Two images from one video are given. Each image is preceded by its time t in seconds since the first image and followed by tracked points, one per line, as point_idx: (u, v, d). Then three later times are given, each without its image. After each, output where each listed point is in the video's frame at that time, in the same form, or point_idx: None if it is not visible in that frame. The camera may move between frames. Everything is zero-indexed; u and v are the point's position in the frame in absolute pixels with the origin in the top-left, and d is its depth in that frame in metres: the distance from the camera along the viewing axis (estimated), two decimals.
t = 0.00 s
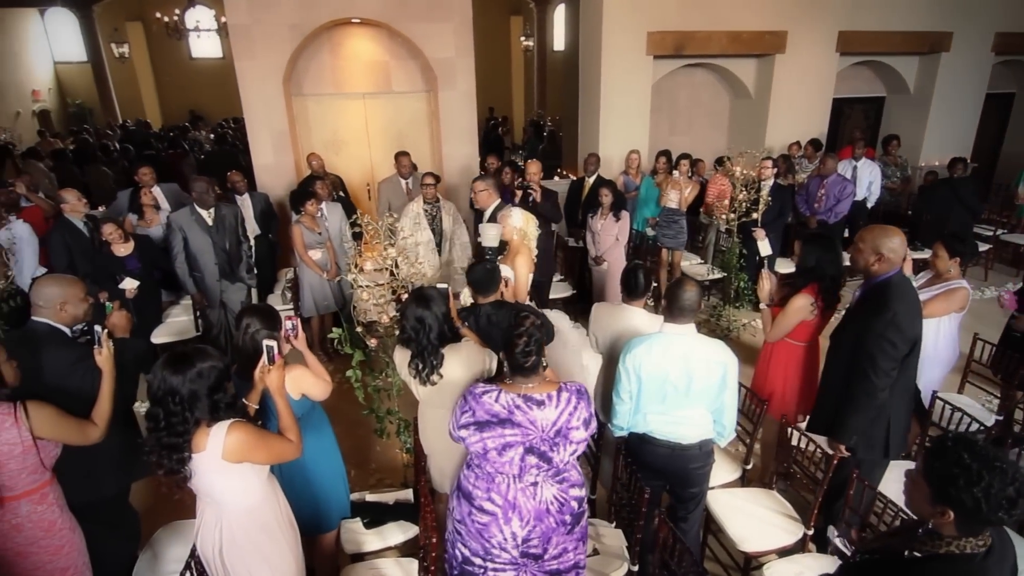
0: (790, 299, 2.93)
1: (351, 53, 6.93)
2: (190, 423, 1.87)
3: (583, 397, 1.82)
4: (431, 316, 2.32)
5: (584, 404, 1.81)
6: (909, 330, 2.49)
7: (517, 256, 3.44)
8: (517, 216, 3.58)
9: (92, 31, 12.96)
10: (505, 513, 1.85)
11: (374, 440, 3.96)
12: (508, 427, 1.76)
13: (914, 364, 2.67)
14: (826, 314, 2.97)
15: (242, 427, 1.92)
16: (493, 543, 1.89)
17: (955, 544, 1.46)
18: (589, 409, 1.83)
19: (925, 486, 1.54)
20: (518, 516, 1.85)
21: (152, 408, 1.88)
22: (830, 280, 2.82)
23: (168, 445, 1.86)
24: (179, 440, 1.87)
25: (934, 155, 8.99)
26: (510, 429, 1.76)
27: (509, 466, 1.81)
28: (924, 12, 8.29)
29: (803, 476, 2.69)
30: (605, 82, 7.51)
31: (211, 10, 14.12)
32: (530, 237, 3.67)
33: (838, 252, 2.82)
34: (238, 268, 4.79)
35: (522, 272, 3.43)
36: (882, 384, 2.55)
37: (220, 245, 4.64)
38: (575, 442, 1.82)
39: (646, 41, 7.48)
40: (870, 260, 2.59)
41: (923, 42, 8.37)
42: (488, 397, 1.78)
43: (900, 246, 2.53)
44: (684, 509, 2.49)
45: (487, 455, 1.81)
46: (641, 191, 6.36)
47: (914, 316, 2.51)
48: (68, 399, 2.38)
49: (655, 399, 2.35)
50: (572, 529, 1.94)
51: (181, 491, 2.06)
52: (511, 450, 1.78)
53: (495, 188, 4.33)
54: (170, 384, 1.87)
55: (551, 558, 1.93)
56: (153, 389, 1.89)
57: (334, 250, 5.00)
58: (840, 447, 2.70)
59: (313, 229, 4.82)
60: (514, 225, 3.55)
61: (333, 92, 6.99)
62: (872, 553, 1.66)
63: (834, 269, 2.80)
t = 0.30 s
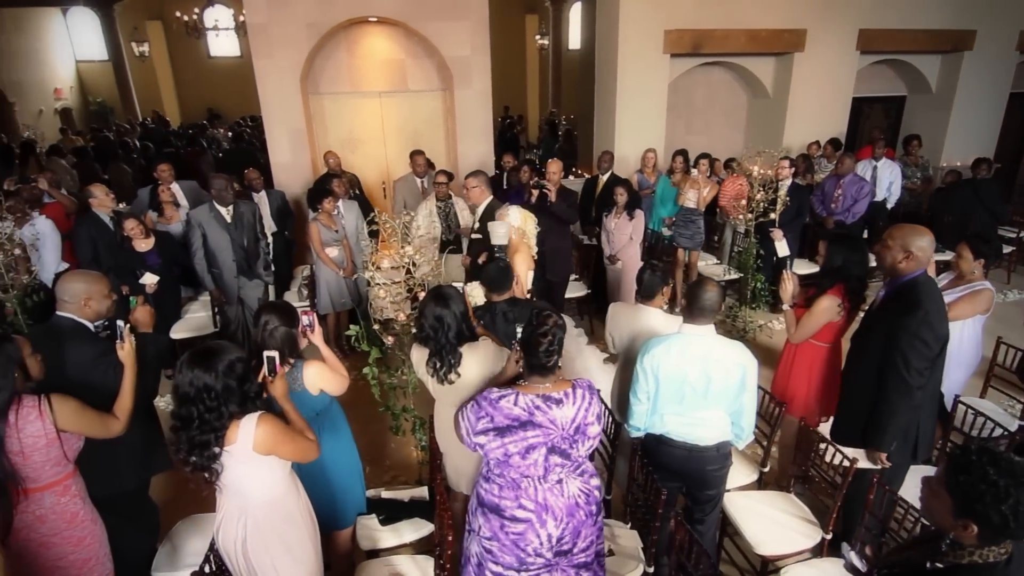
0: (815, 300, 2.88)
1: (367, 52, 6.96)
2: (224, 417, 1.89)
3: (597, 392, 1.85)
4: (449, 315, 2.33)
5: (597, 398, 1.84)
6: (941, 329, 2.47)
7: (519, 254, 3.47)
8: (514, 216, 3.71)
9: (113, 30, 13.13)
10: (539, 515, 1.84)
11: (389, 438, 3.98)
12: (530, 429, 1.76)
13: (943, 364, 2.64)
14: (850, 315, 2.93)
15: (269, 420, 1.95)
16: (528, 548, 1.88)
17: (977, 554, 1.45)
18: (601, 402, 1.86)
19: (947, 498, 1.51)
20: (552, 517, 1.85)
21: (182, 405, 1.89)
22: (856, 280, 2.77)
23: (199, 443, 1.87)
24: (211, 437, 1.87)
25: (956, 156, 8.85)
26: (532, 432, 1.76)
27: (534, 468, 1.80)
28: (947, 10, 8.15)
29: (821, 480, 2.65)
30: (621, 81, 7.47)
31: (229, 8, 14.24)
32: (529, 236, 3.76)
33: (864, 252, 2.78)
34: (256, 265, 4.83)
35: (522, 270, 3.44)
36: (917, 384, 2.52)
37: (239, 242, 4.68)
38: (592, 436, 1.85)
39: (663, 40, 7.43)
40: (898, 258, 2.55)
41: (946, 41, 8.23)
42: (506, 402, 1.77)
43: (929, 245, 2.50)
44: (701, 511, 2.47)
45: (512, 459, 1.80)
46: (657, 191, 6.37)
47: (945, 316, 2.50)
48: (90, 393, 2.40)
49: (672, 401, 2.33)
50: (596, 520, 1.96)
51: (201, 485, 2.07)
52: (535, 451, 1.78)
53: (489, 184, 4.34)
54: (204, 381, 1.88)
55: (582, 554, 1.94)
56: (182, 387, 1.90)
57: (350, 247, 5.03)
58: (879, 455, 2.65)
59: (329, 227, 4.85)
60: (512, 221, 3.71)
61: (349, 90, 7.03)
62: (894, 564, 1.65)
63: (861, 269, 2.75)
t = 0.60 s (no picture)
0: (840, 302, 2.84)
1: (384, 51, 6.99)
2: (247, 412, 1.92)
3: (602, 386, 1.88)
4: (468, 315, 2.34)
5: (604, 393, 1.87)
6: (965, 332, 2.44)
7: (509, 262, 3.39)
8: (510, 222, 3.60)
9: (133, 29, 13.30)
10: (563, 518, 1.83)
11: (403, 436, 3.99)
12: (552, 433, 1.74)
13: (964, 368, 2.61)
14: (874, 317, 2.89)
15: (290, 409, 2.01)
16: (554, 554, 1.86)
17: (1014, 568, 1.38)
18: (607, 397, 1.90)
19: (976, 507, 1.48)
20: (576, 518, 1.84)
21: (205, 402, 1.90)
22: (883, 281, 2.73)
23: (225, 439, 1.90)
24: (236, 432, 1.91)
25: (977, 157, 8.71)
26: (554, 435, 1.74)
27: (557, 471, 1.78)
28: (970, 9, 8.02)
29: (839, 485, 2.62)
30: (637, 80, 7.44)
31: (247, 8, 14.36)
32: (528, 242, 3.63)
33: (893, 253, 2.73)
34: (273, 263, 4.86)
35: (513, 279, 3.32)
36: (938, 387, 2.50)
37: (256, 239, 4.71)
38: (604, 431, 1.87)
39: (680, 39, 7.39)
40: (924, 259, 2.52)
41: (968, 40, 8.11)
42: (524, 409, 1.75)
43: (958, 247, 2.45)
44: (718, 514, 2.44)
45: (536, 468, 1.76)
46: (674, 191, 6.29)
47: (968, 319, 2.47)
48: (113, 386, 2.44)
49: (691, 402, 2.32)
50: (612, 516, 1.98)
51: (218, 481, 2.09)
52: (558, 456, 1.76)
53: (489, 184, 4.45)
54: (227, 377, 1.90)
55: (603, 553, 1.95)
56: (203, 384, 1.90)
57: (366, 246, 5.05)
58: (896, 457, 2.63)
59: (345, 226, 4.86)
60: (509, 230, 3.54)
61: (366, 89, 7.07)
62: None
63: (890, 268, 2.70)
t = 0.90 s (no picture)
0: (864, 306, 2.80)
1: (401, 52, 7.02)
2: (263, 409, 1.94)
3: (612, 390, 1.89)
4: (488, 315, 2.40)
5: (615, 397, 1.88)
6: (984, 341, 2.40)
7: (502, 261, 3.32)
8: (502, 222, 3.39)
9: (153, 30, 13.47)
10: (581, 526, 1.82)
11: (418, 435, 4.01)
12: (572, 442, 1.73)
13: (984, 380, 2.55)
14: (898, 321, 2.85)
15: (304, 403, 2.04)
16: (570, 562, 1.86)
17: None
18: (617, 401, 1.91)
19: (1012, 516, 1.43)
20: (593, 526, 1.83)
21: (221, 400, 1.92)
22: (909, 285, 2.69)
23: (242, 437, 1.92)
24: (252, 429, 1.93)
25: (1000, 160, 8.56)
26: (574, 445, 1.74)
27: (577, 480, 1.78)
28: (993, 9, 7.90)
29: (859, 491, 2.58)
30: (654, 81, 7.41)
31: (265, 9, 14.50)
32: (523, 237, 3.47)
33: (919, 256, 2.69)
34: (290, 261, 4.90)
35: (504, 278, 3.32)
36: (950, 396, 2.47)
37: (274, 238, 4.74)
38: (616, 436, 1.88)
39: (697, 39, 7.35)
40: (950, 264, 2.48)
41: (991, 41, 7.98)
42: (542, 420, 1.73)
43: (986, 252, 2.41)
44: (737, 518, 2.43)
45: (558, 479, 1.75)
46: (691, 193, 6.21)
47: (989, 328, 2.42)
48: (136, 382, 2.48)
49: (711, 405, 2.30)
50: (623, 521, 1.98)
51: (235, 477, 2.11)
52: (579, 464, 1.76)
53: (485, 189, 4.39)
54: (243, 375, 1.92)
55: (615, 558, 1.95)
56: (219, 383, 1.92)
57: (382, 246, 5.07)
58: (905, 463, 2.61)
59: (361, 225, 4.89)
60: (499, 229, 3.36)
61: (382, 90, 7.10)
62: None
63: (916, 271, 2.67)
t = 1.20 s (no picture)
0: (887, 311, 2.75)
1: (418, 54, 7.05)
2: (278, 409, 1.95)
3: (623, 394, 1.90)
4: (513, 314, 2.43)
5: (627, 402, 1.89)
6: (1007, 351, 2.35)
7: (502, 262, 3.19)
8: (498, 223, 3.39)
9: (173, 31, 13.64)
10: (599, 534, 1.81)
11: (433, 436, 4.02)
12: (587, 451, 1.73)
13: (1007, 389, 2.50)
14: (920, 326, 2.82)
15: (317, 400, 2.06)
16: (589, 568, 1.85)
17: None
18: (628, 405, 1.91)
19: None
20: (611, 533, 1.83)
21: (238, 403, 1.93)
22: (932, 288, 2.66)
23: (258, 438, 1.93)
24: (268, 430, 1.95)
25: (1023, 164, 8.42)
26: (589, 453, 1.73)
27: (593, 488, 1.78)
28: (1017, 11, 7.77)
29: (879, 498, 2.55)
30: (670, 83, 7.37)
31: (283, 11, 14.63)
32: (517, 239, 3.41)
33: (943, 260, 2.66)
34: (307, 262, 4.93)
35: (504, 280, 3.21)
36: (973, 408, 2.42)
37: (291, 238, 4.78)
38: (630, 441, 1.88)
39: (714, 42, 7.31)
40: (974, 269, 2.44)
41: (1014, 44, 7.85)
42: (554, 430, 1.73)
43: (1012, 259, 2.37)
44: (757, 525, 2.40)
45: (574, 488, 1.75)
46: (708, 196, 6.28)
47: (1013, 337, 2.37)
48: (159, 380, 2.51)
49: (736, 410, 2.29)
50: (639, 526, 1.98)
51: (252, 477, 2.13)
52: (595, 472, 1.76)
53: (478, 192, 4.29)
54: (257, 377, 1.93)
55: (632, 563, 1.95)
56: (235, 386, 1.93)
57: (398, 247, 5.09)
58: (930, 474, 2.56)
59: (377, 226, 4.91)
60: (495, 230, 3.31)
61: (399, 92, 7.14)
62: None
63: (937, 273, 2.64)
